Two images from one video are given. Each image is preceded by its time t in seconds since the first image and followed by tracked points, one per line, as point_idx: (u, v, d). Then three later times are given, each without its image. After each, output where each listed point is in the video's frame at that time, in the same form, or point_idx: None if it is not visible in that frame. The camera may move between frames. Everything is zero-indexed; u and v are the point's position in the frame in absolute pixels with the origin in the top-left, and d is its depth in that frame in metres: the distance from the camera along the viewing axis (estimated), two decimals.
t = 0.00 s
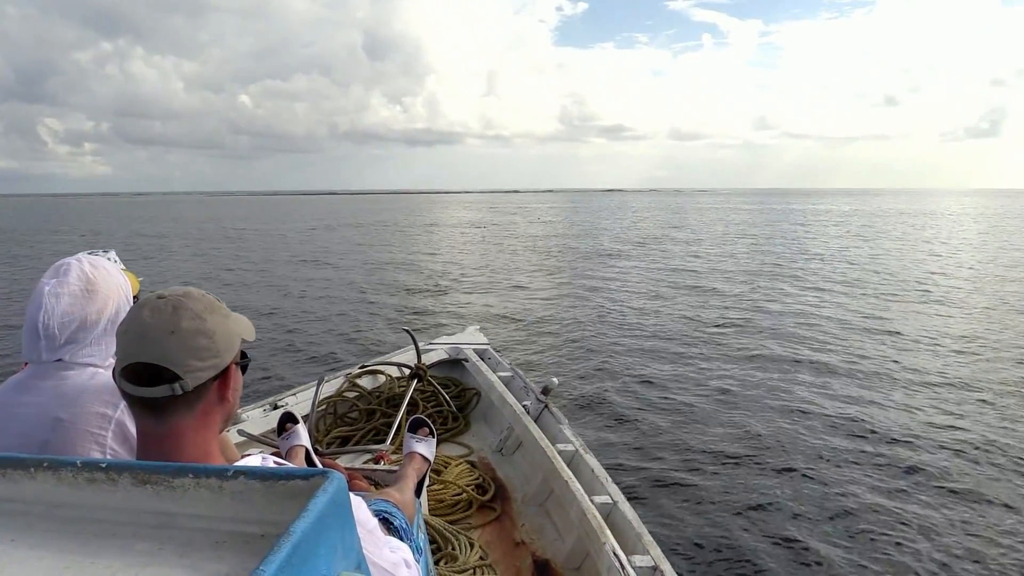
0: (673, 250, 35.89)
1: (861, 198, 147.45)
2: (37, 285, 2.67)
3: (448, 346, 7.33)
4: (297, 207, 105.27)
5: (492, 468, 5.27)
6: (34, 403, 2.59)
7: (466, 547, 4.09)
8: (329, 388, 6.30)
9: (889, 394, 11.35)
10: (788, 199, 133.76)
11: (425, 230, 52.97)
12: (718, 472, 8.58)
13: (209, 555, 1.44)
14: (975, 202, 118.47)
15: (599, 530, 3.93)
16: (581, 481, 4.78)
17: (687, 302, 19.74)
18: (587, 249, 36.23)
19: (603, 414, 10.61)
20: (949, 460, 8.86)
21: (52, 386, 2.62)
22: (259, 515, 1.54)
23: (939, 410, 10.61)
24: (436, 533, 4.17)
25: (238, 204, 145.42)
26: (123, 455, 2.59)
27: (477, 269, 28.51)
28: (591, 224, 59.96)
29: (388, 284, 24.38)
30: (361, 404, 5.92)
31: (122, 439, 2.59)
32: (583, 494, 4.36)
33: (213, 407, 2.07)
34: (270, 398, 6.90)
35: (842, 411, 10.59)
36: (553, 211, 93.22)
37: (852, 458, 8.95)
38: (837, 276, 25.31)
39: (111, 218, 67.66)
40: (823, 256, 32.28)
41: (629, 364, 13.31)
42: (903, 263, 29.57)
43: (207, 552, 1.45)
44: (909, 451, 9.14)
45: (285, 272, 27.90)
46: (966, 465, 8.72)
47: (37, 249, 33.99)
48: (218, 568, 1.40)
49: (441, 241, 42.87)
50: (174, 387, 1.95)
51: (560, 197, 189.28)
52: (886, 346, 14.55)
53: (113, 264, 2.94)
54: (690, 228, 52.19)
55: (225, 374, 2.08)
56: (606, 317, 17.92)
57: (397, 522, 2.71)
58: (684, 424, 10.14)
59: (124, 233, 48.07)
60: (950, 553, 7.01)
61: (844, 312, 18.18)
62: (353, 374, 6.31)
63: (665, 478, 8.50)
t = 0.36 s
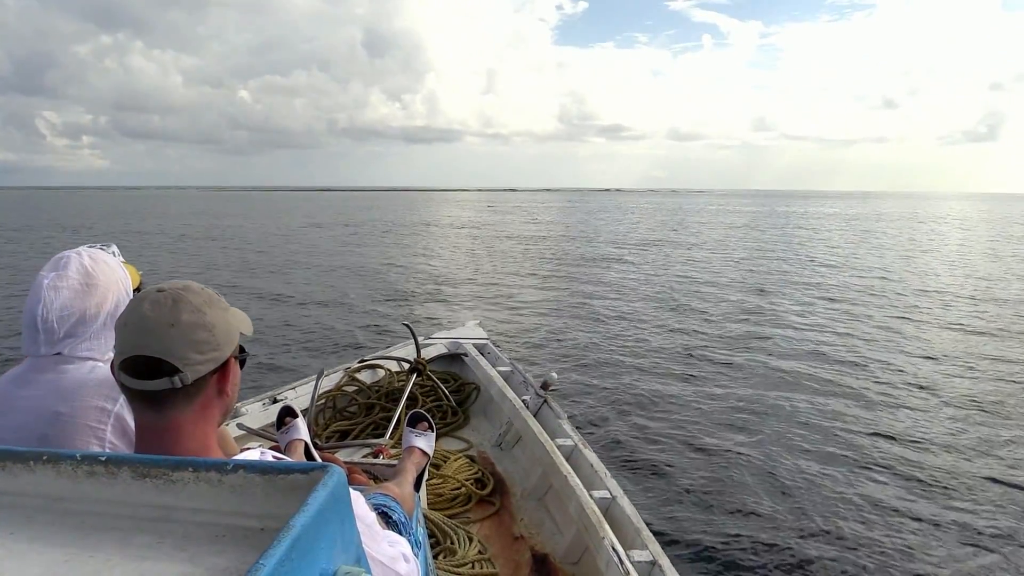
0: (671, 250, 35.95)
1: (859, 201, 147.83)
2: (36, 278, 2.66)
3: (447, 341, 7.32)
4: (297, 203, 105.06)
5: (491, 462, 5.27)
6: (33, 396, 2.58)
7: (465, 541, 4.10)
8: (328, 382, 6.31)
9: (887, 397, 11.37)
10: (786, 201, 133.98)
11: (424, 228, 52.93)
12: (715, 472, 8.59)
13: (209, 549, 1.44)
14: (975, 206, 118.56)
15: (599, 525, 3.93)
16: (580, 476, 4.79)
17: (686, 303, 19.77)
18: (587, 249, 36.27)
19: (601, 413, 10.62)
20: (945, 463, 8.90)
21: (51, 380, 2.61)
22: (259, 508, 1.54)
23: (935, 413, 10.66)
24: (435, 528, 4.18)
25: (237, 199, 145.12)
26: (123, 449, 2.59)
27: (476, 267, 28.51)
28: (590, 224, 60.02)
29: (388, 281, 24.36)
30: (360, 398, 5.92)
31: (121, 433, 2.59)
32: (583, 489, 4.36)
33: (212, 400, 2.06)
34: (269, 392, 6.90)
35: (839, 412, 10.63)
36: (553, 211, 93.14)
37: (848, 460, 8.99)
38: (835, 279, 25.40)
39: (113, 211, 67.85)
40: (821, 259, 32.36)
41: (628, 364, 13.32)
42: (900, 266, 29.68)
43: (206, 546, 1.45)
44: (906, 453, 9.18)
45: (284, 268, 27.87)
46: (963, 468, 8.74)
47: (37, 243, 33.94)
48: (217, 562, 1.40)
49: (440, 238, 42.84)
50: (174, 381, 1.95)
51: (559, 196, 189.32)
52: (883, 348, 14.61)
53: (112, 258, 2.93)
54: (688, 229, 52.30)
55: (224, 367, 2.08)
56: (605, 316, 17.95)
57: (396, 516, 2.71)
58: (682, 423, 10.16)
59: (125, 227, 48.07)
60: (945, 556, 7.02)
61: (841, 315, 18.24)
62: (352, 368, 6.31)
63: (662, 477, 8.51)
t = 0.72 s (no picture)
0: (668, 249, 35.98)
1: (855, 201, 148.22)
2: (31, 276, 2.65)
3: (444, 338, 7.32)
4: (294, 202, 104.86)
5: (488, 459, 5.28)
6: (28, 394, 2.57)
7: (462, 538, 4.11)
8: (324, 380, 6.30)
9: (884, 396, 11.39)
10: (782, 201, 134.19)
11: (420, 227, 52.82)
12: (712, 471, 8.61)
13: (206, 546, 1.44)
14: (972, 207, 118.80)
15: (595, 522, 3.94)
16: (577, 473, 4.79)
17: (682, 302, 19.79)
18: (585, 248, 36.26)
19: (597, 411, 10.63)
20: (939, 461, 8.93)
21: (47, 377, 2.61)
22: (256, 505, 1.54)
23: (930, 411, 10.70)
24: (433, 524, 4.19)
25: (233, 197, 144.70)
26: (120, 447, 2.59)
27: (473, 266, 28.49)
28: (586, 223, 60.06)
29: (385, 280, 24.32)
30: (357, 395, 5.91)
31: (117, 431, 2.59)
32: (579, 486, 4.36)
33: (208, 397, 2.06)
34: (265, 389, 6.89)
35: (834, 411, 10.66)
36: (551, 210, 93.19)
37: (843, 458, 9.02)
38: (831, 278, 25.45)
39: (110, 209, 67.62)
40: (817, 258, 32.41)
41: (625, 363, 13.32)
42: (896, 266, 29.76)
43: (203, 543, 1.45)
44: (901, 451, 9.21)
45: (280, 266, 27.81)
46: (959, 467, 8.76)
47: (33, 240, 33.83)
48: (214, 560, 1.40)
49: (437, 237, 42.79)
50: (171, 378, 1.95)
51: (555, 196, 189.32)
52: (878, 348, 14.66)
53: (107, 255, 2.91)
54: (683, 229, 52.37)
55: (220, 365, 2.07)
56: (601, 315, 17.97)
57: (392, 513, 2.72)
58: (678, 422, 10.17)
59: (122, 224, 47.94)
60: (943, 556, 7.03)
61: (837, 314, 18.28)
62: (349, 365, 6.30)
63: (659, 476, 8.52)
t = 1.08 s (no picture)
0: (664, 250, 36.01)
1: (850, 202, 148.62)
2: (26, 277, 2.64)
3: (440, 340, 7.32)
4: (291, 200, 104.61)
5: (484, 461, 5.29)
6: (24, 395, 2.57)
7: (458, 539, 4.11)
8: (320, 381, 6.29)
9: (880, 397, 11.41)
10: (778, 202, 134.44)
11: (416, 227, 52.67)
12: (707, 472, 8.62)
13: (205, 547, 1.44)
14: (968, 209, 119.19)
15: (590, 523, 3.95)
16: (572, 475, 4.80)
17: (678, 303, 19.83)
18: (582, 249, 36.24)
19: (593, 413, 10.63)
20: (934, 462, 8.97)
21: (43, 377, 2.60)
22: (254, 506, 1.54)
23: (924, 412, 10.74)
24: (428, 525, 4.20)
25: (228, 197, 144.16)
26: (116, 447, 2.59)
27: (469, 266, 28.45)
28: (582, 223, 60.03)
29: (381, 279, 24.29)
30: (353, 396, 5.90)
31: (112, 431, 2.58)
32: (575, 488, 4.37)
33: (205, 397, 2.06)
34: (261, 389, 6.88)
35: (829, 412, 10.70)
36: (549, 210, 93.21)
37: (839, 457, 9.04)
38: (825, 280, 25.53)
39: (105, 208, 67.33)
40: (812, 260, 32.48)
41: (621, 364, 13.33)
42: (891, 268, 29.86)
43: (202, 543, 1.45)
44: (895, 452, 9.24)
45: (275, 266, 27.72)
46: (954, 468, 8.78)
47: (27, 239, 33.66)
48: (211, 560, 1.40)
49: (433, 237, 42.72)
50: (169, 379, 1.95)
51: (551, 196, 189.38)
52: (873, 349, 14.71)
53: (103, 255, 2.91)
54: (679, 230, 52.42)
55: (218, 365, 2.07)
56: (597, 316, 17.97)
57: (388, 514, 2.72)
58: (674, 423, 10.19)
59: (118, 223, 47.76)
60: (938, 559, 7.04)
61: (832, 315, 18.33)
62: (344, 366, 6.30)
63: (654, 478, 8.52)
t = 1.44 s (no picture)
0: (662, 248, 36.03)
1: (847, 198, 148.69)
2: (23, 282, 2.64)
3: (439, 343, 7.32)
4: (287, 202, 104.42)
5: (483, 464, 5.29)
6: (24, 399, 2.57)
7: (457, 543, 4.11)
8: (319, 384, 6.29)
9: (879, 392, 11.42)
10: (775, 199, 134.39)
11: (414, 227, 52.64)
12: (707, 472, 8.63)
13: (205, 550, 1.44)
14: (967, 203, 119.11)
15: (590, 527, 3.95)
16: (572, 478, 4.80)
17: (677, 300, 19.83)
18: (579, 247, 36.18)
19: (593, 411, 10.64)
20: (934, 456, 8.98)
21: (42, 382, 2.60)
22: (255, 509, 1.54)
23: (923, 407, 10.75)
24: (428, 529, 4.19)
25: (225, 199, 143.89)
26: (116, 450, 2.58)
27: (467, 266, 28.43)
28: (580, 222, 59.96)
29: (379, 281, 24.23)
30: (352, 400, 5.90)
31: (112, 434, 2.58)
32: (575, 492, 4.37)
33: (205, 401, 2.06)
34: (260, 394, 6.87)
35: (829, 408, 10.70)
36: (546, 209, 93.05)
37: (838, 455, 9.06)
38: (824, 275, 25.53)
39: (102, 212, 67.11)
40: (810, 256, 32.49)
41: (621, 363, 13.31)
42: (889, 263, 29.87)
43: (202, 547, 1.45)
44: (896, 446, 9.24)
45: (273, 268, 27.69)
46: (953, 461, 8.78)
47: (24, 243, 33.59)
48: (211, 565, 1.40)
49: (431, 237, 42.70)
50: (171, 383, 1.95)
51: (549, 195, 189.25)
52: (871, 344, 14.72)
53: (100, 260, 2.89)
54: (677, 227, 52.43)
55: (218, 369, 2.07)
56: (596, 314, 17.97)
57: (388, 518, 2.71)
58: (674, 421, 10.20)
59: (115, 227, 47.66)
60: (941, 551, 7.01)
61: (830, 311, 18.34)
62: (344, 370, 6.30)
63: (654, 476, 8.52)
